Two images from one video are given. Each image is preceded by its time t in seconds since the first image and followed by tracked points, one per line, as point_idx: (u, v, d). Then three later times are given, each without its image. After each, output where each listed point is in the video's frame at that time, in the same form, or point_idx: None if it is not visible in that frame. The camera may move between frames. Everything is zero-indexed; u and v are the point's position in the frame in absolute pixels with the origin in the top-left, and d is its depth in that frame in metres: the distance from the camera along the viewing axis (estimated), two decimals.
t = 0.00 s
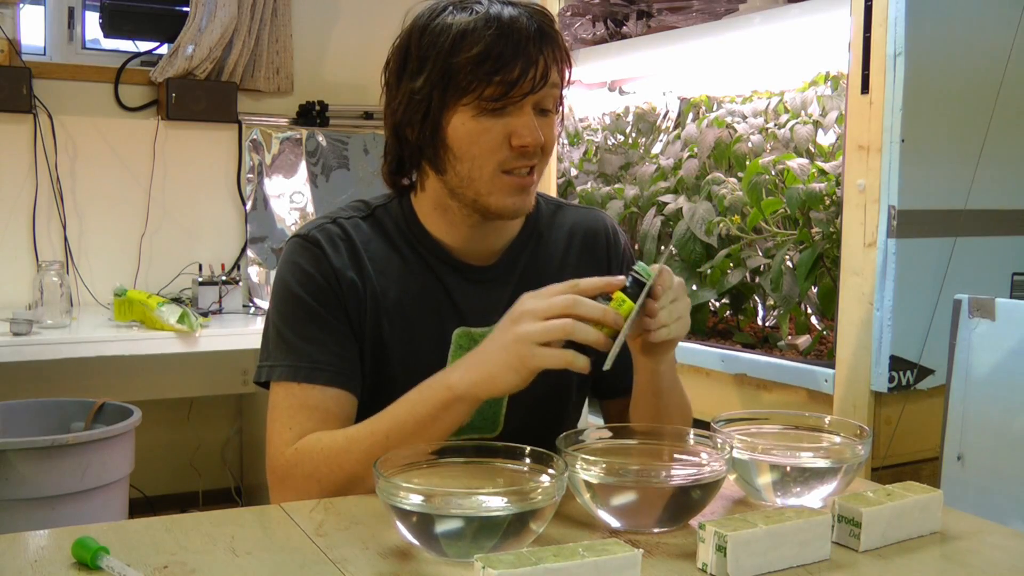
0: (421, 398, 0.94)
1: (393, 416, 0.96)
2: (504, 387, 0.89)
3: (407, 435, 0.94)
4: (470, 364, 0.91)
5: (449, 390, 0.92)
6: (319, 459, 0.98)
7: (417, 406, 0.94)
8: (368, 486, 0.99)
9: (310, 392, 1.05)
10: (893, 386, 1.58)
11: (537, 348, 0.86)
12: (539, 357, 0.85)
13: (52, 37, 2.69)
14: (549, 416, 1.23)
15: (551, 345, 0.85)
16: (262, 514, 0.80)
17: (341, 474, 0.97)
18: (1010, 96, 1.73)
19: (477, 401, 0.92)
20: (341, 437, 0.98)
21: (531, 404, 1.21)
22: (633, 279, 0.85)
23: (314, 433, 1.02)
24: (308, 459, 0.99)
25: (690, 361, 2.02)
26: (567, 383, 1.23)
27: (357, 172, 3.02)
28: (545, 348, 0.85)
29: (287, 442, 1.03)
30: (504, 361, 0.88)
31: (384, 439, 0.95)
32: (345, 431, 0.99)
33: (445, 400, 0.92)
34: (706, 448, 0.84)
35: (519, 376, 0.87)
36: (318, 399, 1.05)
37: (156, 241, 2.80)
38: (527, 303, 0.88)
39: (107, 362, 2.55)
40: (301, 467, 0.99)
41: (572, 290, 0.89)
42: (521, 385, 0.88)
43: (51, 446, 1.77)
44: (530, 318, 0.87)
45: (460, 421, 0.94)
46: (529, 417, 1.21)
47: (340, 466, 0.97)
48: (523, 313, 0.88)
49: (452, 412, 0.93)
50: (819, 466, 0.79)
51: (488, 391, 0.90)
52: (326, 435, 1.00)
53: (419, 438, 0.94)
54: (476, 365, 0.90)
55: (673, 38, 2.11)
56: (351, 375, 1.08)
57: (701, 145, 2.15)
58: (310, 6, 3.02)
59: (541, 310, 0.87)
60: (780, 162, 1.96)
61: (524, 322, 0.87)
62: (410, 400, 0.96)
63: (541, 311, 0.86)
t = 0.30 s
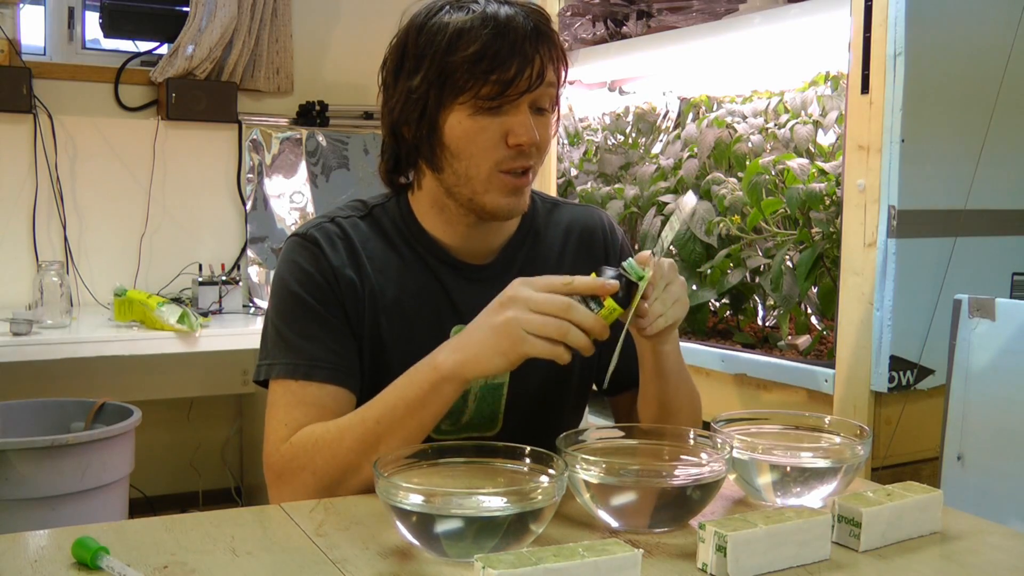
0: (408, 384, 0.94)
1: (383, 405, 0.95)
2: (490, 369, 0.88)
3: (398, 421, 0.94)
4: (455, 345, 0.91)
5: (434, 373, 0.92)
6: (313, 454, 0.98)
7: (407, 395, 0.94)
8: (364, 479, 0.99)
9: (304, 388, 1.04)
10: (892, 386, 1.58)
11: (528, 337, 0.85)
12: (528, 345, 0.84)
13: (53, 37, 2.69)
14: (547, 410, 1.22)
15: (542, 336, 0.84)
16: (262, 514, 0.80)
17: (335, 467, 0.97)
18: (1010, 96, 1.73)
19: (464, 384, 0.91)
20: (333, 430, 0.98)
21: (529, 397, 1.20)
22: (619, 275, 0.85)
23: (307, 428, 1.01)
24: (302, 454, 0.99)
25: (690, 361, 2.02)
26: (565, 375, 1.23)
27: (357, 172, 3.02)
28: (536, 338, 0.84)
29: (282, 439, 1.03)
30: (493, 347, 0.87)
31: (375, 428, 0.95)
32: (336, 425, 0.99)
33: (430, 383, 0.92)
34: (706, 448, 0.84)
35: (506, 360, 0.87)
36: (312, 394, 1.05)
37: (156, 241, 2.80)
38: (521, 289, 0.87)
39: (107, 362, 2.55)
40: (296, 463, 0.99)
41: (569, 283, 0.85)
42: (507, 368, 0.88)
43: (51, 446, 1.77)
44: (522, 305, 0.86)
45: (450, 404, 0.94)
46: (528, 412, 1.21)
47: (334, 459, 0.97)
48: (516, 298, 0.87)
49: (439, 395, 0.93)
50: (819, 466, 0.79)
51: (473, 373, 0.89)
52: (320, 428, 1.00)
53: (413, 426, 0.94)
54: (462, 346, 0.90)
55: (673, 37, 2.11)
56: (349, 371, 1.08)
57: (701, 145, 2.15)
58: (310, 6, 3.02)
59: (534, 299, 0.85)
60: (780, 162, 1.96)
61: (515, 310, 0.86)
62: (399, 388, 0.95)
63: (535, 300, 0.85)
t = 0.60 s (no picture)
0: (405, 388, 0.94)
1: (382, 405, 0.96)
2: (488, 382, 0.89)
3: (395, 427, 0.94)
4: (453, 356, 0.91)
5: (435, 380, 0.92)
6: (311, 455, 0.98)
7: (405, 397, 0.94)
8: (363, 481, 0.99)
9: (302, 391, 1.05)
10: (892, 386, 1.58)
11: (533, 359, 0.86)
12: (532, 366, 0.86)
13: (53, 38, 2.70)
14: (546, 410, 1.22)
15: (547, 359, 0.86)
16: (262, 514, 0.80)
17: (334, 468, 0.97)
18: (1010, 96, 1.73)
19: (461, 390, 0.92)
20: (331, 433, 0.99)
21: (527, 399, 1.20)
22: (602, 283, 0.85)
23: (306, 429, 1.02)
24: (300, 456, 0.99)
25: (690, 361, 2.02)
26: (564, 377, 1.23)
27: (357, 172, 3.02)
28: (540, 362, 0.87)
29: (280, 440, 1.03)
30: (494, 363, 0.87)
31: (373, 428, 0.96)
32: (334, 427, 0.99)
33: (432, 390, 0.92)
34: (706, 448, 0.84)
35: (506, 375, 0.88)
36: (311, 395, 1.05)
37: (156, 241, 2.80)
38: (526, 309, 0.88)
39: (107, 362, 2.55)
40: (295, 465, 1.00)
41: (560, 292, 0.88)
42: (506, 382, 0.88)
43: (51, 446, 1.77)
44: (527, 325, 0.86)
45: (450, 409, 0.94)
46: (527, 412, 1.21)
47: (333, 461, 0.97)
48: (521, 318, 0.87)
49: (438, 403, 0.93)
50: (818, 466, 0.79)
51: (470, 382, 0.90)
52: (318, 430, 1.00)
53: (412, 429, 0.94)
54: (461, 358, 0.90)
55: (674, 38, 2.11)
56: (347, 374, 1.08)
57: (701, 145, 2.15)
58: (310, 6, 3.02)
59: (539, 320, 0.86)
60: (780, 162, 1.96)
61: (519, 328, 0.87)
62: (395, 394, 0.95)
63: (541, 323, 0.86)
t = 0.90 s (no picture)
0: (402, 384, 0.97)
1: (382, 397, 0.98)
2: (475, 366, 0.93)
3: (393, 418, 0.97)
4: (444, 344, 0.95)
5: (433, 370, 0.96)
6: (312, 450, 0.99)
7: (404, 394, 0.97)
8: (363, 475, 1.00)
9: (301, 388, 1.05)
10: (892, 386, 1.58)
11: (513, 332, 0.88)
12: (513, 339, 0.88)
13: (53, 38, 2.70)
14: (548, 404, 1.22)
15: (525, 331, 0.87)
16: (262, 514, 0.80)
17: (334, 462, 0.98)
18: (1010, 96, 1.73)
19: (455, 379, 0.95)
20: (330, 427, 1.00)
21: (531, 393, 1.21)
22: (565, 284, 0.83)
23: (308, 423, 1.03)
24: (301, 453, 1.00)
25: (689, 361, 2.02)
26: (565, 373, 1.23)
27: (356, 172, 3.02)
28: (520, 333, 0.88)
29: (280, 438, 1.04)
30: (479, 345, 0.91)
31: (371, 420, 0.98)
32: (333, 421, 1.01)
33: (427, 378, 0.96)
34: (706, 448, 0.84)
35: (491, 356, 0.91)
36: (311, 392, 1.05)
37: (156, 241, 2.80)
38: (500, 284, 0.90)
39: (107, 362, 2.54)
40: (296, 461, 1.00)
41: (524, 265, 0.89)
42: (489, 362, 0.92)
43: (51, 446, 1.77)
44: (505, 300, 0.89)
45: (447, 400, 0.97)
46: (532, 408, 1.21)
47: (333, 454, 0.98)
48: (496, 293, 0.90)
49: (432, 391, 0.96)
50: (819, 466, 0.79)
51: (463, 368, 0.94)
52: (320, 425, 1.01)
53: (410, 420, 0.97)
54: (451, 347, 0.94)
55: (676, 38, 2.11)
56: (349, 369, 1.08)
57: (701, 145, 2.15)
58: (310, 5, 3.02)
59: (513, 295, 0.88)
60: (780, 162, 1.96)
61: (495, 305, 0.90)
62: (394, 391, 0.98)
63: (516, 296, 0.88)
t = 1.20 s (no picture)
0: (388, 380, 0.98)
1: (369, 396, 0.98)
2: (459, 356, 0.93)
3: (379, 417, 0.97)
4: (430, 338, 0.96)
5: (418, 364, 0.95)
6: (303, 448, 0.99)
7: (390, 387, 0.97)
8: (355, 471, 0.99)
9: (292, 387, 1.05)
10: (892, 386, 1.58)
11: (500, 327, 0.90)
12: (500, 336, 0.90)
13: (53, 38, 2.70)
14: (548, 402, 1.22)
15: (509, 326, 0.89)
16: (261, 514, 0.80)
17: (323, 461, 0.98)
18: (1010, 97, 1.73)
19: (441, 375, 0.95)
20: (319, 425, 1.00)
21: (531, 391, 1.20)
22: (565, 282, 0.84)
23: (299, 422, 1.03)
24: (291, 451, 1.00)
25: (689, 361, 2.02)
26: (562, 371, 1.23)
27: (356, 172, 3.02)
28: (506, 327, 0.89)
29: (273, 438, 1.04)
30: (467, 339, 0.92)
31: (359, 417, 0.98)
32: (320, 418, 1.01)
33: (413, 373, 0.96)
34: (706, 448, 0.84)
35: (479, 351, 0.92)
36: (303, 390, 1.05)
37: (156, 241, 2.80)
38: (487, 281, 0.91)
39: (107, 362, 2.54)
40: (287, 460, 1.00)
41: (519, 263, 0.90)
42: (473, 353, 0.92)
43: (51, 446, 1.77)
44: (492, 297, 0.90)
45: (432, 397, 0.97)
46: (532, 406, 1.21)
47: (321, 451, 0.98)
48: (485, 288, 0.91)
49: (419, 387, 0.96)
50: (819, 466, 0.79)
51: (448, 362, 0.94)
52: (309, 423, 1.01)
53: (398, 413, 0.97)
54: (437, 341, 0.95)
55: (676, 38, 2.11)
56: (344, 368, 1.08)
57: (701, 145, 2.15)
58: (310, 5, 3.02)
59: (500, 291, 0.89)
60: (780, 162, 1.96)
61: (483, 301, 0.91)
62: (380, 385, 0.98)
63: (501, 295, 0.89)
